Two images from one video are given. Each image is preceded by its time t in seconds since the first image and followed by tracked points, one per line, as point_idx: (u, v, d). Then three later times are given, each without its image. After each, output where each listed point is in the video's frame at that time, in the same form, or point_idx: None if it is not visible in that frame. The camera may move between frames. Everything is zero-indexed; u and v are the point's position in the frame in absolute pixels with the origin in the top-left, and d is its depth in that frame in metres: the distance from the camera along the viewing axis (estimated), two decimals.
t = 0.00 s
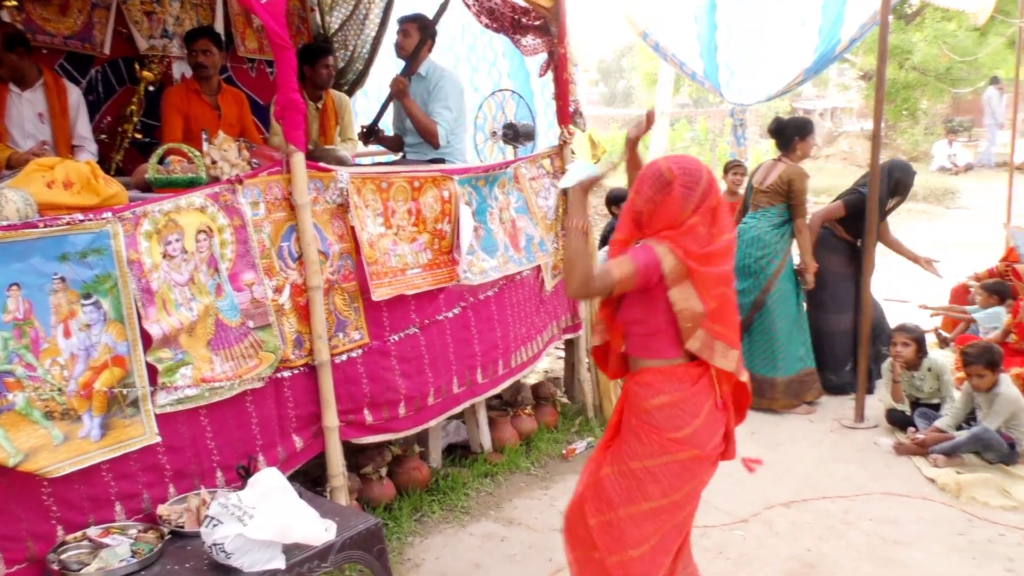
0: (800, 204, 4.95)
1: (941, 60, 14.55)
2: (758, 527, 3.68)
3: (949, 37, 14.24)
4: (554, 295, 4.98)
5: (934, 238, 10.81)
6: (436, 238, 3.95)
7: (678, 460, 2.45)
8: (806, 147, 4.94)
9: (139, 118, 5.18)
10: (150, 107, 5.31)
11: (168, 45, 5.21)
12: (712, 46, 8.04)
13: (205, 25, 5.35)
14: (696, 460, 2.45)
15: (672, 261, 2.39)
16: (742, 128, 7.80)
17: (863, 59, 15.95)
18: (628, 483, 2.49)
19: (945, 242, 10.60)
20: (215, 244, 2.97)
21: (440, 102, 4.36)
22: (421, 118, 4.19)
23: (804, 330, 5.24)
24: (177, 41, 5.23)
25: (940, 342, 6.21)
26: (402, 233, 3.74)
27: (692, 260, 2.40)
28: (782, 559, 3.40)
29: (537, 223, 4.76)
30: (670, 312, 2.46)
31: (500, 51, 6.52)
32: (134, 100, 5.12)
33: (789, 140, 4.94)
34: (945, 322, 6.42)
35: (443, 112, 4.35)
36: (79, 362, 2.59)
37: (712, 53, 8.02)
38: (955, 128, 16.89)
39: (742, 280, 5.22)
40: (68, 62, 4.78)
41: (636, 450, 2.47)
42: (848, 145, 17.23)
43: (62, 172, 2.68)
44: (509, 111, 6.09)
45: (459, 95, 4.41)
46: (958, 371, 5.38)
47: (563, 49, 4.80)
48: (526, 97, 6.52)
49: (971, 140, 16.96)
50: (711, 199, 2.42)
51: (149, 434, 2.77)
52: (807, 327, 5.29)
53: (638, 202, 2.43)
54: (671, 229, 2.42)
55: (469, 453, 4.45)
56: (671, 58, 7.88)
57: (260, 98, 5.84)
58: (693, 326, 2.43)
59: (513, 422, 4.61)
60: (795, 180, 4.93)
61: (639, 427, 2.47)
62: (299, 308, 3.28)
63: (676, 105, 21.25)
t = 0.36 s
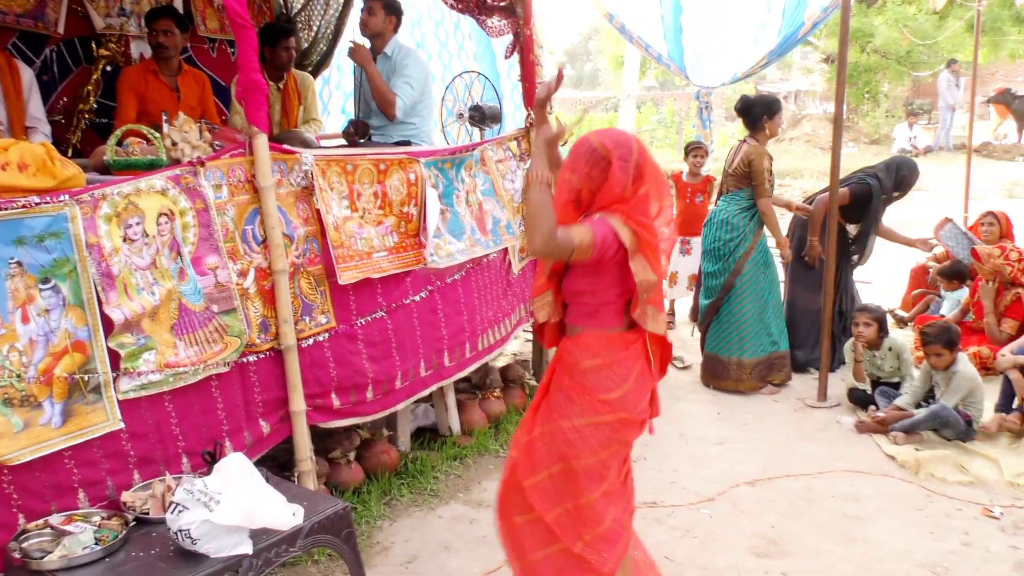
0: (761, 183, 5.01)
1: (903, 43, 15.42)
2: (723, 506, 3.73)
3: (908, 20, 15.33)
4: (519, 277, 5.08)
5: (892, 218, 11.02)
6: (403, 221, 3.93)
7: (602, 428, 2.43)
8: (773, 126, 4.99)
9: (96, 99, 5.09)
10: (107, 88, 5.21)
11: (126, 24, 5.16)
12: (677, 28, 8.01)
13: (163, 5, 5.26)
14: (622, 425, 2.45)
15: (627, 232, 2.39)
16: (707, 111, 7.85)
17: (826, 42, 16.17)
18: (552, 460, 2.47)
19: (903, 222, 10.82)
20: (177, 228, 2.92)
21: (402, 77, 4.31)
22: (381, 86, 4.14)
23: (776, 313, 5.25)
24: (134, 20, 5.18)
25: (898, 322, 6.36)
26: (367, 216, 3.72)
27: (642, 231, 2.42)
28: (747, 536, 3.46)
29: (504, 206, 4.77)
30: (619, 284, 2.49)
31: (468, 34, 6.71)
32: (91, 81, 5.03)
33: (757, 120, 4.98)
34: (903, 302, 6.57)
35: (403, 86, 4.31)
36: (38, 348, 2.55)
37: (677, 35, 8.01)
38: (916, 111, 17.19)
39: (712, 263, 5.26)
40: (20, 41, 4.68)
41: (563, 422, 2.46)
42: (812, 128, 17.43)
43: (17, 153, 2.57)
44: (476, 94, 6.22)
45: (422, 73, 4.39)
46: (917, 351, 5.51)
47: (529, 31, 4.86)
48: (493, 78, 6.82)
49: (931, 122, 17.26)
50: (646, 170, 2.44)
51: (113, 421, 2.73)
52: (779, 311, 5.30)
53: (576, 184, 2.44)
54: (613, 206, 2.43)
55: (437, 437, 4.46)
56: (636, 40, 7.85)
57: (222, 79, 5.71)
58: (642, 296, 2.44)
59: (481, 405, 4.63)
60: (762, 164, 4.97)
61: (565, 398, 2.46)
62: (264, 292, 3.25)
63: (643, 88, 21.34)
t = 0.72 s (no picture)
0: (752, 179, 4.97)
1: (883, 35, 15.57)
2: (707, 496, 3.76)
3: (888, 13, 15.45)
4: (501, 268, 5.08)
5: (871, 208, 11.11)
6: (385, 215, 3.92)
7: (530, 420, 2.34)
8: (775, 123, 4.98)
9: (72, 92, 5.03)
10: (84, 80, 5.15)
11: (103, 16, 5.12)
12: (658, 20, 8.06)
13: None
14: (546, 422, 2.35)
15: (560, 231, 2.32)
16: (688, 102, 7.88)
17: (806, 34, 16.27)
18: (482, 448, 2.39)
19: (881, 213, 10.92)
20: (157, 222, 2.89)
21: (377, 62, 4.28)
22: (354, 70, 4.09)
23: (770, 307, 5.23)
24: (111, 11, 5.12)
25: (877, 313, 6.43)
26: (349, 210, 3.71)
27: (575, 231, 2.35)
28: (730, 526, 3.49)
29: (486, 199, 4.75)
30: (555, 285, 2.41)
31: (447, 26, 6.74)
32: (67, 73, 4.97)
33: (758, 115, 4.96)
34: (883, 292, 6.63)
35: (376, 70, 4.25)
36: (16, 345, 2.51)
37: (657, 27, 8.08)
38: (895, 103, 17.35)
39: (706, 259, 5.31)
40: None
41: (495, 408, 2.40)
42: (792, 120, 17.52)
43: None
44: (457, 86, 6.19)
45: (399, 61, 4.35)
46: (897, 341, 5.57)
47: (511, 23, 4.86)
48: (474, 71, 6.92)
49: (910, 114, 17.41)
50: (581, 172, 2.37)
51: (93, 417, 2.71)
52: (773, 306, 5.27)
53: (512, 177, 2.36)
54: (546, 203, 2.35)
55: (421, 430, 4.45)
56: (618, 32, 7.88)
57: (200, 71, 5.66)
58: (575, 294, 2.39)
59: (465, 399, 4.64)
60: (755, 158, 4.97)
61: (501, 379, 2.41)
62: (246, 286, 3.23)
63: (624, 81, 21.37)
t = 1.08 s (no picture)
0: (734, 173, 4.97)
1: (873, 33, 15.69)
2: (701, 494, 3.77)
3: (879, 11, 15.60)
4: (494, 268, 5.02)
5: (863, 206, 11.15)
6: (378, 214, 3.95)
7: (518, 441, 2.31)
8: (766, 120, 4.99)
9: (63, 92, 5.01)
10: (74, 80, 5.13)
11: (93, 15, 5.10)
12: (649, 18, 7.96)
13: None
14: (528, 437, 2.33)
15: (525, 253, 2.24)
16: (681, 101, 7.86)
17: (797, 32, 16.32)
18: (466, 480, 2.27)
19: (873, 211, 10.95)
20: (148, 222, 2.88)
21: (368, 66, 4.26)
22: (342, 79, 4.09)
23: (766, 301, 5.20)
24: (102, 11, 5.10)
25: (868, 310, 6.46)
26: (341, 209, 3.71)
27: (537, 252, 2.28)
28: (724, 524, 3.50)
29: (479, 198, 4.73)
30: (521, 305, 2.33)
31: (440, 24, 6.73)
32: (57, 73, 4.95)
33: (749, 112, 4.98)
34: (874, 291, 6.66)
35: (368, 75, 4.24)
36: (8, 345, 2.50)
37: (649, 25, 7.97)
38: (886, 101, 17.43)
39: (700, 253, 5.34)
40: None
41: (474, 435, 2.29)
42: (784, 118, 17.57)
43: None
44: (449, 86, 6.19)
45: (390, 62, 4.34)
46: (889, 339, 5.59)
47: (503, 22, 4.85)
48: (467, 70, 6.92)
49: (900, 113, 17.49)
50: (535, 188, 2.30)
51: (86, 419, 2.70)
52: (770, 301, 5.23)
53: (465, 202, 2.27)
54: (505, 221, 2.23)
55: (415, 430, 4.47)
56: (611, 32, 7.70)
57: (192, 71, 5.65)
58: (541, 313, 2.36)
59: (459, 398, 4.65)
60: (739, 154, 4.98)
61: (480, 404, 2.30)
62: (238, 286, 3.22)
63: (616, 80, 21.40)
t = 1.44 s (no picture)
0: (722, 170, 5.00)
1: (871, 33, 15.67)
2: (699, 494, 3.77)
3: (878, 11, 15.55)
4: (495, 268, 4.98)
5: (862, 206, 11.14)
6: (376, 214, 3.94)
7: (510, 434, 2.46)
8: (755, 119, 4.98)
9: (61, 92, 5.00)
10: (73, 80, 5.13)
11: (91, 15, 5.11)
12: (648, 19, 7.97)
13: None
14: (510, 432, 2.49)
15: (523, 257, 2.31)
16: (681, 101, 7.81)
17: (796, 32, 16.35)
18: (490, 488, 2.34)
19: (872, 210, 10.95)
20: (146, 222, 2.88)
21: (369, 71, 4.27)
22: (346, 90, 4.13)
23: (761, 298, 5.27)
24: (100, 10, 5.09)
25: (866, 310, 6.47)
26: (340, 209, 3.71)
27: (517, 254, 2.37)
28: (723, 523, 3.50)
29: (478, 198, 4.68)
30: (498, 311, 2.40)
31: (438, 25, 6.67)
32: (56, 72, 4.94)
33: (738, 110, 4.99)
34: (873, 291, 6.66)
35: (372, 80, 4.27)
36: (6, 345, 2.50)
37: (648, 26, 7.98)
38: (885, 100, 17.43)
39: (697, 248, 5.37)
40: None
41: (485, 445, 2.34)
42: (783, 118, 17.55)
43: None
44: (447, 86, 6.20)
45: (388, 63, 4.33)
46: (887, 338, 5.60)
47: (502, 22, 4.84)
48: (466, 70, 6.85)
49: (899, 112, 17.49)
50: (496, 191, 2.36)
51: (84, 418, 2.70)
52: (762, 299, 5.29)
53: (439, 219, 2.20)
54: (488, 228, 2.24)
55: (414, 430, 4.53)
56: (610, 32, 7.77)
57: (190, 70, 5.64)
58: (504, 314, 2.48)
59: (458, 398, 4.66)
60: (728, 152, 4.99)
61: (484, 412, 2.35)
62: (237, 286, 3.22)
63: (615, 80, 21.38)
